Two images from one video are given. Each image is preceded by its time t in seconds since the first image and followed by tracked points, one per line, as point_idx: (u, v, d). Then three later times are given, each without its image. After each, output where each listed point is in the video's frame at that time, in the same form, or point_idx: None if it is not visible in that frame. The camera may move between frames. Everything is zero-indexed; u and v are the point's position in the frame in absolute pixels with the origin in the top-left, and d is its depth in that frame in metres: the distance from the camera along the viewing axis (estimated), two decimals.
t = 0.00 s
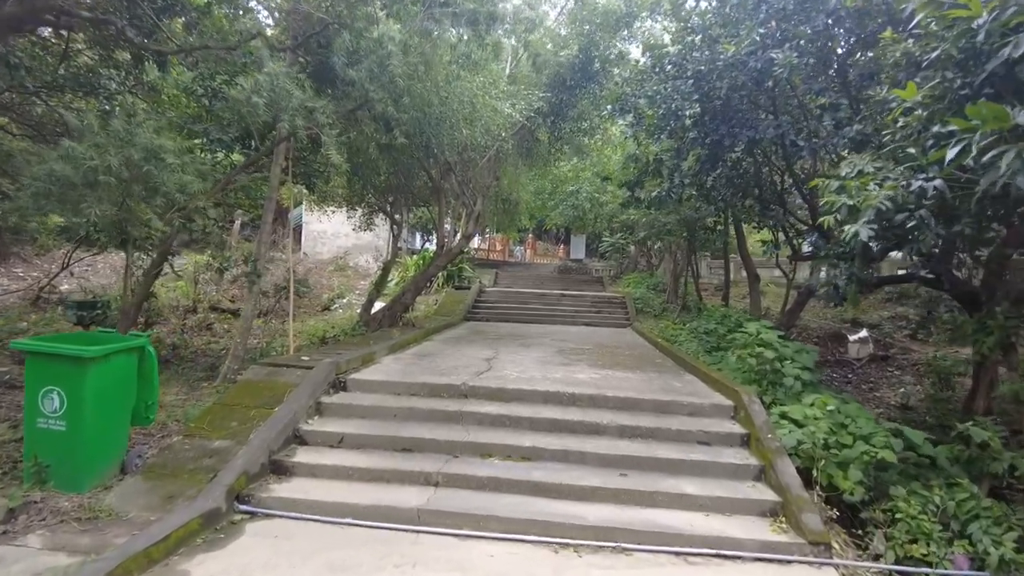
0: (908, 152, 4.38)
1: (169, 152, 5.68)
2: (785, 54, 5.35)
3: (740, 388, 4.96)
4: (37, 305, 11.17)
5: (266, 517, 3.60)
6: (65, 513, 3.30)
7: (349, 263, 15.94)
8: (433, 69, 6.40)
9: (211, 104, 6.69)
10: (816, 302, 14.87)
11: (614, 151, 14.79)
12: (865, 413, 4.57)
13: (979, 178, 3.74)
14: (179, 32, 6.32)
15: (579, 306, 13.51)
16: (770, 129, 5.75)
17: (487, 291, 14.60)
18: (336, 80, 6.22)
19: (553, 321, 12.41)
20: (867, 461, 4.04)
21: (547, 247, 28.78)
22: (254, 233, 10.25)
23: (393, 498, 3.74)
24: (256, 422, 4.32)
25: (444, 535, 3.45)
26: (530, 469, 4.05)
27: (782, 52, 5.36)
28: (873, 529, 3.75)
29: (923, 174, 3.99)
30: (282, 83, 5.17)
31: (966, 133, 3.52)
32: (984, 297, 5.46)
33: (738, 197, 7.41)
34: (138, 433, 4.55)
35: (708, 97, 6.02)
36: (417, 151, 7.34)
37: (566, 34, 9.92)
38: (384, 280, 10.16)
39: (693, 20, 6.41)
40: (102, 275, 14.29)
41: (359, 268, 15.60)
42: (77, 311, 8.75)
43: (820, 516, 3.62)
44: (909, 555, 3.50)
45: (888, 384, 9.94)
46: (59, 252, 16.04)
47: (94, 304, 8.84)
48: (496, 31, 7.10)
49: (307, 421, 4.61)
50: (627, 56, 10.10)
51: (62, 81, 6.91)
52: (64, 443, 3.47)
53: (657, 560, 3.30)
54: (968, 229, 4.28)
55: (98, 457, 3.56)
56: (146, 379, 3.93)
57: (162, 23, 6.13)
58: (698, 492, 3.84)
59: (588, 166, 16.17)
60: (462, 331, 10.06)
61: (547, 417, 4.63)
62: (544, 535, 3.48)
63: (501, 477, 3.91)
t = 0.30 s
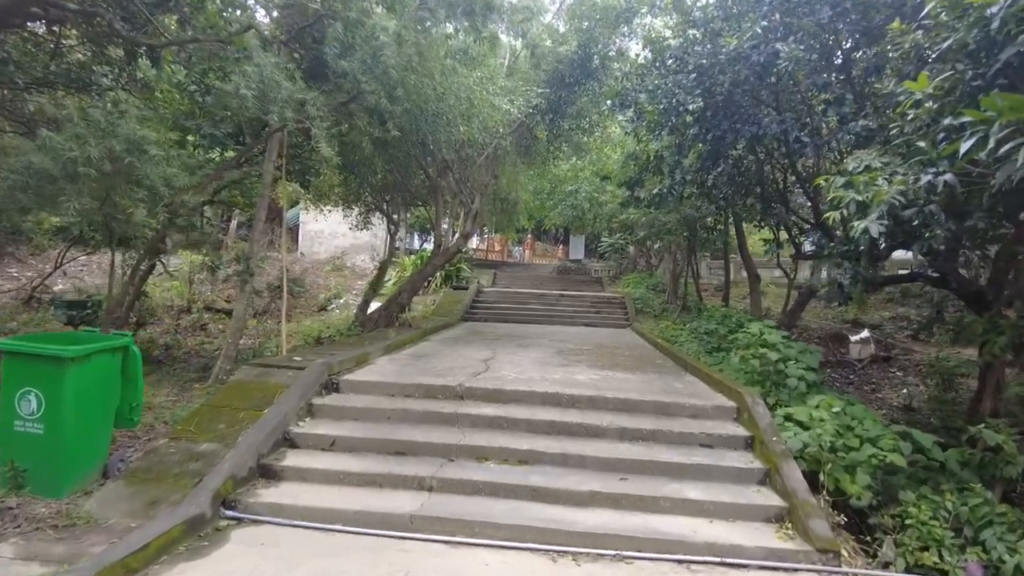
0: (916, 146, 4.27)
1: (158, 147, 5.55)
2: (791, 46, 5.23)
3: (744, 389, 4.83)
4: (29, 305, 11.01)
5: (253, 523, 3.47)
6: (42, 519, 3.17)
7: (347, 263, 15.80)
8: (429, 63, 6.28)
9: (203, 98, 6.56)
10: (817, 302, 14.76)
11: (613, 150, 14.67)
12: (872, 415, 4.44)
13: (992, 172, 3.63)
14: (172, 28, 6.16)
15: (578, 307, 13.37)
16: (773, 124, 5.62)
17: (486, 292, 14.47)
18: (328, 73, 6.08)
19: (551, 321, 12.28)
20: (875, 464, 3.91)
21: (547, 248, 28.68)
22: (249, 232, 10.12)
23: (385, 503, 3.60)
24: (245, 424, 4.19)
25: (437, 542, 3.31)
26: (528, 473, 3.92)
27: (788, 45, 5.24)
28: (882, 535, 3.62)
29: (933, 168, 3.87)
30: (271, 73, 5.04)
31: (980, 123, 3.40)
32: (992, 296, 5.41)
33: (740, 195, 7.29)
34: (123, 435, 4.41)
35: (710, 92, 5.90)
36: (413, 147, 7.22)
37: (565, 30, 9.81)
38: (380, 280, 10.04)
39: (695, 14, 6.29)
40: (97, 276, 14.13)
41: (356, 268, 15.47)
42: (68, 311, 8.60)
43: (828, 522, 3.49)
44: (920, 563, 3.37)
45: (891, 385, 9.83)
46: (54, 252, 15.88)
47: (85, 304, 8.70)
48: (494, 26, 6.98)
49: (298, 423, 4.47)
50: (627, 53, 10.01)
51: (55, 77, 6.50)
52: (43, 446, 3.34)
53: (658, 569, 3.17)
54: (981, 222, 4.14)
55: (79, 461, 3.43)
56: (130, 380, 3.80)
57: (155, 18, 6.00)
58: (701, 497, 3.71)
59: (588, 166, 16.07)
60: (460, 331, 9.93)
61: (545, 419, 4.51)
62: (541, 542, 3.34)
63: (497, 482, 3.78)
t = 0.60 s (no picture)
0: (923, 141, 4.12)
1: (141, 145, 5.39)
2: (792, 39, 5.07)
3: (745, 393, 4.67)
4: (19, 307, 10.84)
5: (232, 536, 3.33)
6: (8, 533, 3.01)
7: (343, 263, 15.64)
8: (420, 58, 6.12)
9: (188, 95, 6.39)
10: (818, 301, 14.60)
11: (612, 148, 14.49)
12: (877, 419, 4.29)
13: (1004, 167, 3.47)
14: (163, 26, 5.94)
15: (577, 307, 13.21)
16: (774, 120, 5.46)
17: (484, 292, 14.30)
18: (314, 67, 5.91)
19: (550, 322, 12.12)
20: (880, 472, 3.76)
21: (546, 248, 28.53)
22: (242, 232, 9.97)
23: (372, 515, 3.46)
24: (227, 431, 4.03)
25: (423, 557, 3.16)
26: (520, 481, 3.77)
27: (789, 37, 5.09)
28: (889, 546, 3.48)
29: (942, 163, 3.71)
30: (251, 65, 4.87)
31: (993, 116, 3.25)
32: (998, 297, 5.28)
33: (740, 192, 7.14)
34: (102, 443, 4.26)
35: (709, 87, 5.74)
36: (406, 144, 7.05)
37: (562, 26, 9.64)
38: (376, 280, 9.89)
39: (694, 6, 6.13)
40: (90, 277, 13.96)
41: (352, 268, 15.30)
42: (56, 313, 8.44)
43: (834, 533, 3.34)
44: None
45: (894, 386, 9.67)
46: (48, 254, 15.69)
47: (73, 305, 8.53)
48: (487, 20, 6.82)
49: (283, 430, 4.32)
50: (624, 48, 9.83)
51: (41, 74, 6.20)
52: (9, 455, 3.18)
53: None
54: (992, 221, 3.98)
55: (49, 472, 3.27)
56: (107, 387, 3.65)
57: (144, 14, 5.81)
58: (701, 507, 3.56)
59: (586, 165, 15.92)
60: (456, 333, 9.77)
61: (539, 425, 4.35)
62: (532, 556, 3.19)
63: (488, 492, 3.63)
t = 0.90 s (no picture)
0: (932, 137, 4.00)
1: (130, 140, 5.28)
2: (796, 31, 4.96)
3: (749, 395, 4.55)
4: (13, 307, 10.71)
5: (217, 544, 3.21)
6: None
7: (342, 263, 15.52)
8: (415, 52, 6.00)
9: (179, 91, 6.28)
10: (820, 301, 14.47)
11: (612, 147, 14.36)
12: (884, 423, 4.16)
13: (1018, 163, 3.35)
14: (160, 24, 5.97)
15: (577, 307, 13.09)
16: (778, 115, 5.34)
17: (483, 292, 14.17)
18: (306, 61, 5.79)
19: (549, 322, 11.99)
20: (889, 478, 3.64)
21: (546, 248, 28.40)
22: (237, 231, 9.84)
23: (362, 522, 3.33)
24: (216, 435, 3.91)
25: (414, 566, 3.04)
26: (517, 487, 3.64)
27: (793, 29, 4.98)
28: (899, 555, 3.36)
29: (952, 158, 3.58)
30: (238, 57, 4.76)
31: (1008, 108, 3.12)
32: (1007, 297, 5.12)
33: (742, 190, 7.01)
34: (86, 446, 4.15)
35: (711, 82, 5.63)
36: (402, 141, 6.93)
37: (561, 22, 9.53)
38: (373, 280, 9.76)
39: None
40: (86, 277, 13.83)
41: (351, 268, 15.18)
42: (48, 313, 8.31)
43: (842, 542, 3.21)
44: None
45: (898, 387, 9.54)
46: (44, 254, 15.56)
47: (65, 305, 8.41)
48: (484, 14, 6.70)
49: (273, 433, 4.20)
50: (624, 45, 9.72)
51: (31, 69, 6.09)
52: None
53: None
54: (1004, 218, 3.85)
55: (26, 477, 3.13)
56: (89, 390, 3.52)
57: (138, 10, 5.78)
58: (703, 514, 3.43)
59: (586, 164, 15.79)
60: (454, 333, 9.64)
61: (537, 429, 4.23)
62: (528, 566, 3.07)
63: (483, 499, 3.50)
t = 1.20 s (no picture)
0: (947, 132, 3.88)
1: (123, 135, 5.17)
2: (805, 24, 4.87)
3: (756, 398, 4.42)
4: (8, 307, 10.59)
5: (206, 552, 3.10)
6: None
7: (341, 263, 15.40)
8: (414, 47, 5.88)
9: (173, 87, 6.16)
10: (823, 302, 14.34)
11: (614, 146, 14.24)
12: (896, 427, 4.04)
13: None
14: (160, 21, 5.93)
15: (578, 308, 12.97)
16: (785, 112, 5.23)
17: (483, 292, 14.05)
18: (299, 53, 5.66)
19: (550, 323, 11.88)
20: (903, 484, 3.51)
21: (547, 248, 28.28)
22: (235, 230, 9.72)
23: (358, 529, 3.21)
24: (208, 438, 3.79)
25: None
26: (517, 493, 3.53)
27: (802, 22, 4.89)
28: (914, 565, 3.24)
29: (968, 152, 3.47)
30: (230, 48, 4.63)
31: None
32: (1018, 297, 5.00)
33: (747, 189, 6.89)
34: (75, 450, 4.03)
35: (717, 77, 5.52)
36: (400, 138, 6.82)
37: (563, 19, 9.42)
38: (372, 280, 9.65)
39: None
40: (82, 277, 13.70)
41: (350, 268, 15.05)
42: (42, 313, 8.20)
43: (856, 552, 3.09)
44: None
45: (903, 389, 9.42)
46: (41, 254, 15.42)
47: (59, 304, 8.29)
48: (485, 9, 6.57)
49: (267, 436, 4.08)
50: (627, 43, 9.61)
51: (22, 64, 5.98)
52: None
53: None
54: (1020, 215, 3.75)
55: (13, 485, 3.02)
56: (76, 391, 3.41)
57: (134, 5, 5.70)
58: (711, 522, 3.32)
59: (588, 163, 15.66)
60: (454, 334, 9.52)
61: (538, 432, 4.11)
62: None
63: (483, 505, 3.38)
